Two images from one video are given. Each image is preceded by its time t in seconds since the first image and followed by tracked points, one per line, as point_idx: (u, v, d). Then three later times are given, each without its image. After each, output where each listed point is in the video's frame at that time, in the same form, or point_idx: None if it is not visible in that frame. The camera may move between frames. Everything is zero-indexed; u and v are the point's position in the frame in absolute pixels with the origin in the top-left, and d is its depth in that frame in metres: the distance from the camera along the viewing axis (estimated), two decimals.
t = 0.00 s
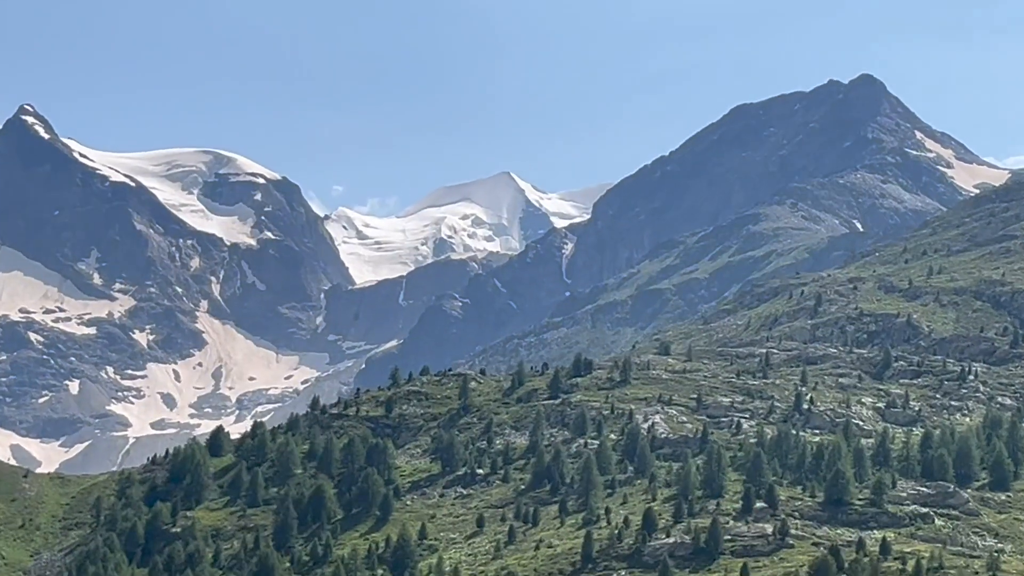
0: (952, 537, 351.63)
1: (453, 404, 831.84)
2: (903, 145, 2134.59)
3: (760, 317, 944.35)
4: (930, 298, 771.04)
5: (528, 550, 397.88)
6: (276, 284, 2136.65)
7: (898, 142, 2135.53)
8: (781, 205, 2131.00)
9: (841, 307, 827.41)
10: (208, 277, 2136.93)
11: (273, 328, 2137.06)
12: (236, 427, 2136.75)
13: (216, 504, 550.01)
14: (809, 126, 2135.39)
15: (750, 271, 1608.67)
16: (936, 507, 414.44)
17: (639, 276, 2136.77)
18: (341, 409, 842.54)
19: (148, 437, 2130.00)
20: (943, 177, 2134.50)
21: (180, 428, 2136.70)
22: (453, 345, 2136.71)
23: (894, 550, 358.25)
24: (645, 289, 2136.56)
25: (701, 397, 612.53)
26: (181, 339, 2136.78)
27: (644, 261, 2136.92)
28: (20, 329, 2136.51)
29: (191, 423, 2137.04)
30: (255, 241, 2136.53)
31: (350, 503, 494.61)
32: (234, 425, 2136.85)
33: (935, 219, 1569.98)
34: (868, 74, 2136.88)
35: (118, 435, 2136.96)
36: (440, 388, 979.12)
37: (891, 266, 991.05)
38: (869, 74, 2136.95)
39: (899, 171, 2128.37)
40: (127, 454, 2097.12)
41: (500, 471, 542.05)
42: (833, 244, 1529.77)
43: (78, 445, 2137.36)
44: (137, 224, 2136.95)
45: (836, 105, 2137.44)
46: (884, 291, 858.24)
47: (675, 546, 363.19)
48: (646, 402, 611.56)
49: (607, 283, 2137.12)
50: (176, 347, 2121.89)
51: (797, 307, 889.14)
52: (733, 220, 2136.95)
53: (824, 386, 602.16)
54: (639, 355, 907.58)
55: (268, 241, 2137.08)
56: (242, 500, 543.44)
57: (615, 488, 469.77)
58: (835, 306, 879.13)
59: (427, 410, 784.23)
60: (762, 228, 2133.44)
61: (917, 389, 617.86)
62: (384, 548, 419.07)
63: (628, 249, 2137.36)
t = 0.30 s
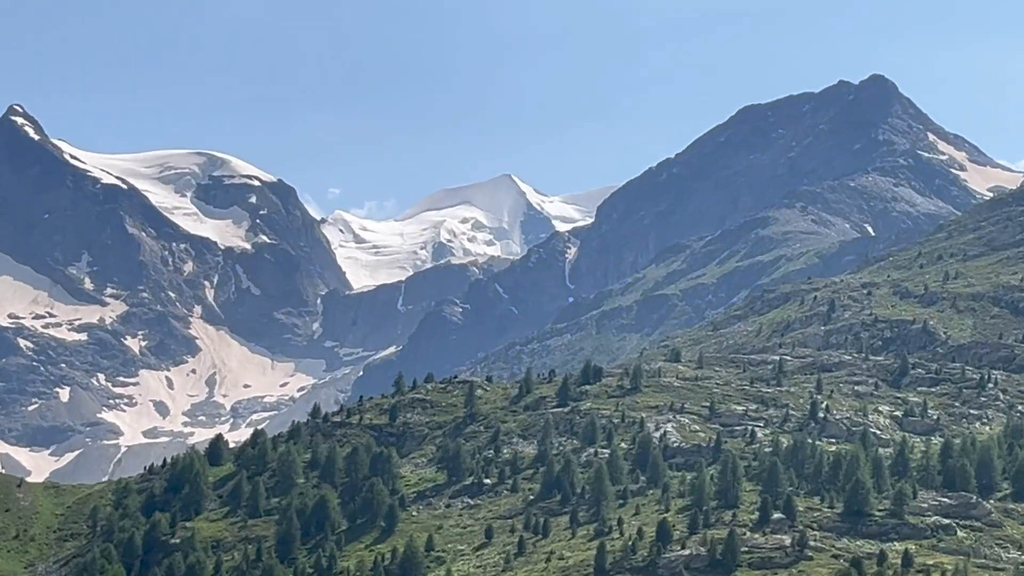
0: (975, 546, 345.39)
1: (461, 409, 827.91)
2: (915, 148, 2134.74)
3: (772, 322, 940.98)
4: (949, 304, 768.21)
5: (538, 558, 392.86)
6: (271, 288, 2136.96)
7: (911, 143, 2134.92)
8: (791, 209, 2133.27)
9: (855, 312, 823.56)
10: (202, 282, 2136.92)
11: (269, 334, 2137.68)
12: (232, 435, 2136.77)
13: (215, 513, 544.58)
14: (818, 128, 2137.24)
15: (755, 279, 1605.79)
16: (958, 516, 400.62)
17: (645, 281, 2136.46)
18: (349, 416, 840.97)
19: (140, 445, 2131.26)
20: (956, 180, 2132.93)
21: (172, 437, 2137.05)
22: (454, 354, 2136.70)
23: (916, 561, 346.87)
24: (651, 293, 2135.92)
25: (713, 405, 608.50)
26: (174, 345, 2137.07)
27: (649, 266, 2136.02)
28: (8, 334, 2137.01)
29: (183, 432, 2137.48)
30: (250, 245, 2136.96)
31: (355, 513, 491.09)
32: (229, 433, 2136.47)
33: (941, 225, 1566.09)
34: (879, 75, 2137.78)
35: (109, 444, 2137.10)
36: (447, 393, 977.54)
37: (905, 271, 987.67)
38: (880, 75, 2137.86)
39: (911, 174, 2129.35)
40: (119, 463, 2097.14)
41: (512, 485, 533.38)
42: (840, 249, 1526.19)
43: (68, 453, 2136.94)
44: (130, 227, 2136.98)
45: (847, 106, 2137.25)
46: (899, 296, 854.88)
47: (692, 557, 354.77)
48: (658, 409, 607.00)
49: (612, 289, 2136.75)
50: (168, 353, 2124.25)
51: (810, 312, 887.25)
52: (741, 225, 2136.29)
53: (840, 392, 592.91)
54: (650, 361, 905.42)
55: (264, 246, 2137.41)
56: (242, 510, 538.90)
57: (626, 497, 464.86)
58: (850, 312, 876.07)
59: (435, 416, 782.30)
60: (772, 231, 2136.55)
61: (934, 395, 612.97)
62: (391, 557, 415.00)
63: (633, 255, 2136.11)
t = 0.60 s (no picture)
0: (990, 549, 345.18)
1: (470, 412, 826.75)
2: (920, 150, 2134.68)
3: (780, 324, 939.89)
4: (958, 306, 767.43)
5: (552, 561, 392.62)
6: (274, 290, 2136.84)
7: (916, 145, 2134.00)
8: (796, 210, 2133.46)
9: (864, 315, 822.73)
10: (206, 284, 2137.00)
11: (273, 336, 2137.31)
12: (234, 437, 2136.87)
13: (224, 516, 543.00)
14: (823, 129, 2136.95)
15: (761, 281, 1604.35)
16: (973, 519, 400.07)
17: (649, 283, 2136.69)
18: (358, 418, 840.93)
19: (145, 447, 2130.81)
20: (962, 182, 2132.07)
21: (176, 438, 2136.87)
22: (458, 357, 2136.46)
23: (931, 566, 345.38)
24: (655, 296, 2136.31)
25: (724, 406, 608.54)
26: (178, 347, 2136.90)
27: (654, 268, 2136.39)
28: (12, 335, 2137.12)
29: (187, 433, 2137.22)
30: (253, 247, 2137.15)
31: (367, 515, 490.52)
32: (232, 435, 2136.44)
33: (948, 227, 1563.92)
34: (883, 76, 2136.85)
35: (114, 446, 2136.94)
36: (455, 396, 976.55)
37: (913, 273, 986.87)
38: (885, 77, 2136.89)
39: (916, 176, 2128.91)
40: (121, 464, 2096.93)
41: (522, 487, 531.72)
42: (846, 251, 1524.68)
43: (73, 455, 2137.33)
44: (133, 229, 2136.99)
45: (852, 108, 2136.84)
46: (908, 299, 854.12)
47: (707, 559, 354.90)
48: (667, 411, 606.16)
49: (616, 291, 2136.72)
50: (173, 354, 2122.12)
51: (819, 315, 887.32)
52: (746, 227, 2136.35)
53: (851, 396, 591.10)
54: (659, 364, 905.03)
55: (268, 247, 2137.36)
56: (251, 512, 538.24)
57: (637, 500, 464.81)
58: (858, 314, 875.31)
59: (445, 419, 782.48)
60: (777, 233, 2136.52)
61: (945, 398, 612.92)
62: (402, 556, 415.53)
63: (637, 257, 2136.57)
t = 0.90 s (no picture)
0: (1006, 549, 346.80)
1: (478, 410, 826.56)
2: (923, 149, 2134.71)
3: (787, 323, 939.49)
4: (965, 305, 767.08)
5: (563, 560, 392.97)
6: (277, 289, 2136.79)
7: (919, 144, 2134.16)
8: (800, 209, 2133.48)
9: (871, 314, 822.40)
10: (208, 283, 2136.98)
11: (275, 335, 2137.50)
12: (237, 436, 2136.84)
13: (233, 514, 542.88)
14: (826, 129, 2136.80)
15: (766, 282, 1605.04)
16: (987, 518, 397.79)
17: (653, 282, 2136.52)
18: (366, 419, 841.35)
19: (148, 446, 2130.92)
20: (965, 181, 2132.40)
21: (179, 438, 2136.93)
22: (460, 357, 2136.59)
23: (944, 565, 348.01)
24: (658, 295, 2136.59)
25: (733, 405, 609.28)
26: (180, 346, 2137.04)
27: (657, 268, 2136.57)
28: (15, 335, 2136.84)
29: (190, 433, 2137.09)
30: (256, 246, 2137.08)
31: (377, 514, 491.86)
32: (234, 434, 2136.89)
33: (952, 227, 1563.72)
34: (886, 76, 2136.80)
35: (117, 445, 2137.14)
36: (462, 395, 976.71)
37: (920, 271, 986.85)
38: (887, 76, 2136.80)
39: (920, 175, 2129.34)
40: (124, 464, 2096.84)
41: (532, 486, 531.50)
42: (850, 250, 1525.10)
43: (76, 454, 2137.27)
44: (136, 229, 2136.85)
45: (855, 107, 2137.21)
46: (915, 298, 853.82)
47: (720, 558, 355.99)
48: (676, 410, 606.18)
49: (620, 290, 2136.84)
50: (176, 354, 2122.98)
51: (826, 313, 887.89)
52: (750, 226, 2136.53)
53: (860, 393, 591.59)
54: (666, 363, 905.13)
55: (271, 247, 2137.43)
56: (260, 511, 538.19)
57: (650, 499, 465.00)
58: (865, 313, 875.51)
59: (453, 417, 782.77)
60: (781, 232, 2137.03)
61: (955, 397, 613.51)
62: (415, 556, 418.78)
63: (640, 256, 2136.68)
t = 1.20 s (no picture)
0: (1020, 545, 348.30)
1: (486, 407, 826.04)
2: (926, 145, 2134.52)
3: (794, 320, 939.49)
4: (972, 301, 767.47)
5: (575, 557, 394.32)
6: (278, 286, 2136.75)
7: (922, 140, 2134.02)
8: (803, 206, 2133.50)
9: (878, 309, 822.01)
10: (210, 280, 2136.93)
11: (277, 332, 2137.48)
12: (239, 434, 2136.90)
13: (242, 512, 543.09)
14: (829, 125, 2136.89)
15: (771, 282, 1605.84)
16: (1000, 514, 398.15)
17: (656, 278, 2136.43)
18: (374, 418, 840.87)
19: (150, 444, 2131.01)
20: (968, 177, 2133.00)
21: (181, 435, 2136.77)
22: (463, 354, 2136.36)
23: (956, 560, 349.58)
24: (662, 291, 2136.37)
25: (743, 401, 609.89)
26: (182, 343, 2136.78)
27: (660, 264, 2136.47)
28: (17, 332, 2136.86)
29: (192, 430, 2137.04)
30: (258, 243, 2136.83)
31: (387, 511, 492.68)
32: (236, 432, 2136.97)
33: (956, 224, 1565.22)
34: (888, 72, 2136.89)
35: (119, 442, 2136.88)
36: (469, 392, 976.06)
37: (926, 267, 986.93)
38: (890, 72, 2136.84)
39: (922, 171, 2129.67)
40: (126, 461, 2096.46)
41: (541, 483, 531.22)
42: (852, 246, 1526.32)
43: (78, 452, 2137.26)
44: (138, 226, 2136.97)
45: (857, 103, 2137.25)
46: (922, 293, 854.09)
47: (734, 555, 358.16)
48: (686, 406, 606.26)
49: (623, 287, 2136.91)
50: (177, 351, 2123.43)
51: (833, 309, 887.96)
52: (753, 223, 2136.86)
53: (869, 389, 590.77)
54: (673, 360, 905.28)
55: (272, 244, 2137.08)
56: (269, 509, 538.02)
57: (661, 495, 464.84)
58: (872, 309, 875.39)
59: (460, 415, 782.59)
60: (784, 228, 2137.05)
61: (964, 392, 613.84)
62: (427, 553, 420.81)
63: (642, 253, 2136.51)
